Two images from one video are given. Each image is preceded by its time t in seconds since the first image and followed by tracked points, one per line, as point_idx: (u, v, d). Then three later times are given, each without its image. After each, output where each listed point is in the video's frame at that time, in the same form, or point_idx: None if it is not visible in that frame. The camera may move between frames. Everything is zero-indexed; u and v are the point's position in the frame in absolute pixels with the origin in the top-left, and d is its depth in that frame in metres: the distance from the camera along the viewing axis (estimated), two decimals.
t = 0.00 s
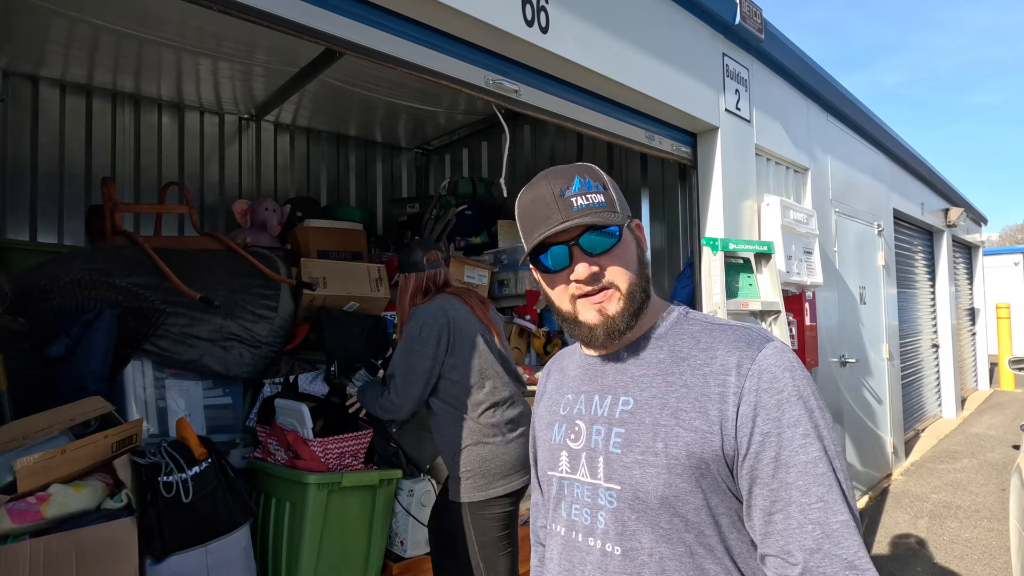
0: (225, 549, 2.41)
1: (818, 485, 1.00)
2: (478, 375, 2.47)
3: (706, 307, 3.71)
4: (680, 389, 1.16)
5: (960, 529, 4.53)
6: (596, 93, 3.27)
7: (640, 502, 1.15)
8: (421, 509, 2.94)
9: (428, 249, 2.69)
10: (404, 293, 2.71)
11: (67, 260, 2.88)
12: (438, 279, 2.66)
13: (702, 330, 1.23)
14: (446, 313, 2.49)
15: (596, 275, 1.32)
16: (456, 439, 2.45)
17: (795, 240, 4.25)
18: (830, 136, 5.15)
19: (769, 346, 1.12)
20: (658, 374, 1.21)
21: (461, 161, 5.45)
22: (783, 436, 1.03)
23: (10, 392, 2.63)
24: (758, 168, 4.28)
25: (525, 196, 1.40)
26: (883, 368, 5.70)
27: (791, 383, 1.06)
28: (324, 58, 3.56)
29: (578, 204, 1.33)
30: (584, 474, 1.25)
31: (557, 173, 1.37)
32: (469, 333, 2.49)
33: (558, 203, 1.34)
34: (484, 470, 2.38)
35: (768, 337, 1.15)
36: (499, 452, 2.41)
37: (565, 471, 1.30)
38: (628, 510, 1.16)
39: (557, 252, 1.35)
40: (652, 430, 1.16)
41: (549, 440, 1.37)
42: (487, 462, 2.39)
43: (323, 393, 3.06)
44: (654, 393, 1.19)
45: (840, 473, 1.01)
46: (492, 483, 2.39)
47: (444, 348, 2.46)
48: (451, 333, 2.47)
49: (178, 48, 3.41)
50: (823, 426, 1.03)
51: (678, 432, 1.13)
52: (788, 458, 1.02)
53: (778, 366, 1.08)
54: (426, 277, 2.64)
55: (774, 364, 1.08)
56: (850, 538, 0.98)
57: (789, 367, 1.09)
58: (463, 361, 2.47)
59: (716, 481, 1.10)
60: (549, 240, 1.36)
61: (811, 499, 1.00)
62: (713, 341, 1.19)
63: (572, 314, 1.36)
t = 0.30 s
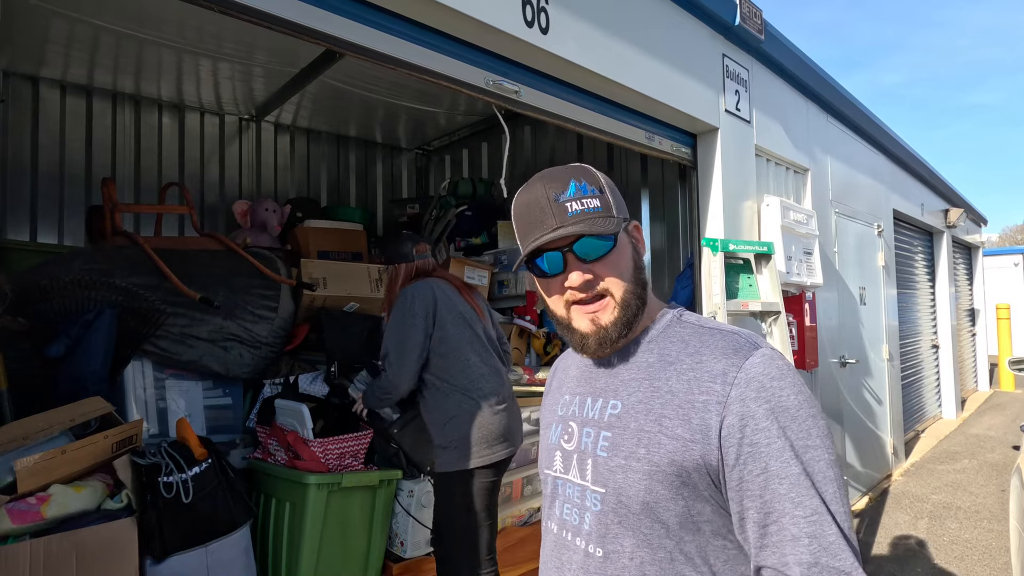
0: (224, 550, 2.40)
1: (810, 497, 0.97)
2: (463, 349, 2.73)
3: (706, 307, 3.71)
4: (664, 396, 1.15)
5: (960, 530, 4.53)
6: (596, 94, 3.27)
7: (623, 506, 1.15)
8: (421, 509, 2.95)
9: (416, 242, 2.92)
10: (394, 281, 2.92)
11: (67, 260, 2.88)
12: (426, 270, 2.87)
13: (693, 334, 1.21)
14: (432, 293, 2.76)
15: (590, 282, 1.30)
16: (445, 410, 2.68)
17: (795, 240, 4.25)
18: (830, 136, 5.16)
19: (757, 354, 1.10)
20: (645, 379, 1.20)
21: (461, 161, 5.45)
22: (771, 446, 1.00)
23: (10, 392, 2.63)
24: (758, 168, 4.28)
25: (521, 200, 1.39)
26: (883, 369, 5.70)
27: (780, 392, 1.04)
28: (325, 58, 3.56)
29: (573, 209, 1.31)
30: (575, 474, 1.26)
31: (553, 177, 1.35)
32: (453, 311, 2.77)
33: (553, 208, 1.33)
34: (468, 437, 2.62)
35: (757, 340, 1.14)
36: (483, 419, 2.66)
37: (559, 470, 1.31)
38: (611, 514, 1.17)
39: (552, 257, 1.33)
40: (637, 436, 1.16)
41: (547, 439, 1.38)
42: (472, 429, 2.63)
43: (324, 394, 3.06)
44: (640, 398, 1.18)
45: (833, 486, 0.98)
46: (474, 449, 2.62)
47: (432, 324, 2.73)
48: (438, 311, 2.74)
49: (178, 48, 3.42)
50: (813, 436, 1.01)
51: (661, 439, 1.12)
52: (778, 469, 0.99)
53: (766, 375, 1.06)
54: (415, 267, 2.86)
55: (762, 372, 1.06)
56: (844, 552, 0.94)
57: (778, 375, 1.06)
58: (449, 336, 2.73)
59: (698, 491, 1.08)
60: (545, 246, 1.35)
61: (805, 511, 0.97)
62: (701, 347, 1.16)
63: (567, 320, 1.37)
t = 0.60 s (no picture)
0: (224, 549, 2.40)
1: (799, 502, 0.97)
2: (457, 341, 2.76)
3: (706, 307, 3.71)
4: (662, 394, 1.15)
5: (960, 530, 4.53)
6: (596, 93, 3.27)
7: (617, 504, 1.15)
8: (421, 509, 2.95)
9: (405, 241, 2.93)
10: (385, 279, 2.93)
11: (67, 260, 2.88)
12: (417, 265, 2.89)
13: (695, 333, 1.20)
14: (426, 285, 2.76)
15: (591, 277, 1.31)
16: (440, 401, 2.70)
17: (795, 240, 4.25)
18: (830, 136, 5.16)
19: (755, 355, 1.09)
20: (645, 378, 1.20)
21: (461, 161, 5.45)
22: (763, 449, 1.00)
23: (10, 392, 2.63)
24: (758, 168, 4.28)
25: (526, 194, 1.39)
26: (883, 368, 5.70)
27: (777, 395, 1.03)
28: (325, 58, 3.56)
29: (577, 204, 1.31)
30: (572, 471, 1.26)
31: (558, 171, 1.35)
32: (448, 303, 2.79)
33: (557, 203, 1.33)
34: (463, 427, 2.63)
35: (756, 338, 1.14)
36: (477, 409, 2.68)
37: (557, 466, 1.32)
38: (605, 511, 1.17)
39: (554, 252, 1.34)
40: (633, 434, 1.15)
41: (547, 436, 1.38)
42: (467, 420, 2.65)
43: (323, 393, 3.06)
44: (638, 397, 1.18)
45: (821, 494, 0.99)
46: (468, 439, 2.63)
47: (428, 315, 2.74)
48: (433, 302, 2.75)
49: (178, 48, 3.42)
50: (807, 443, 1.01)
51: (656, 438, 1.12)
52: (768, 472, 1.00)
53: (764, 377, 1.05)
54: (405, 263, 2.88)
55: (760, 374, 1.06)
56: (829, 560, 0.95)
57: (777, 378, 1.05)
58: (445, 327, 2.75)
59: (690, 490, 1.08)
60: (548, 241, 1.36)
61: (792, 516, 0.97)
62: (701, 347, 1.16)
63: (568, 314, 1.37)
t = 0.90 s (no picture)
0: (224, 549, 2.40)
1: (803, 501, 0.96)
2: (456, 338, 2.77)
3: (706, 307, 3.71)
4: (660, 394, 1.15)
5: (960, 530, 4.53)
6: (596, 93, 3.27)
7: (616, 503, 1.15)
8: (421, 509, 2.95)
9: (402, 237, 2.93)
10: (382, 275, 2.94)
11: (67, 260, 2.89)
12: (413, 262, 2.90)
13: (694, 334, 1.20)
14: (426, 282, 2.77)
15: (579, 284, 1.31)
16: (438, 397, 2.70)
17: (795, 240, 4.25)
18: (830, 136, 5.16)
19: (753, 355, 1.09)
20: (643, 378, 1.20)
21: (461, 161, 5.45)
22: (763, 448, 1.00)
23: (10, 392, 2.62)
24: (758, 168, 4.28)
25: (521, 199, 1.40)
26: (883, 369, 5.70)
27: (776, 394, 1.03)
28: (325, 58, 3.56)
29: (565, 211, 1.31)
30: (568, 471, 1.27)
31: (550, 176, 1.35)
32: (448, 302, 2.80)
33: (546, 210, 1.34)
34: (461, 423, 2.64)
35: (755, 337, 1.15)
36: (475, 406, 2.68)
37: (556, 466, 1.32)
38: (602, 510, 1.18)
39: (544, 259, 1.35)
40: (631, 434, 1.16)
41: (548, 435, 1.39)
42: (465, 416, 2.65)
43: (323, 393, 3.06)
44: (636, 396, 1.18)
45: (825, 494, 0.97)
46: (466, 435, 2.63)
47: (428, 311, 2.74)
48: (433, 299, 2.76)
49: (178, 48, 3.42)
50: (809, 442, 1.00)
51: (654, 438, 1.12)
52: (770, 472, 0.98)
53: (762, 376, 1.05)
54: (403, 259, 2.89)
55: (758, 373, 1.06)
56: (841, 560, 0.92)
57: (776, 378, 1.05)
58: (445, 324, 2.76)
59: (688, 491, 1.08)
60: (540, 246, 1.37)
61: (798, 515, 0.95)
62: (700, 347, 1.16)
63: (560, 318, 1.38)
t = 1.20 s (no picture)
0: (224, 549, 2.40)
1: (781, 501, 0.97)
2: (456, 336, 2.77)
3: (706, 307, 3.71)
4: (662, 390, 1.15)
5: (960, 530, 4.53)
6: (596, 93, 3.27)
7: (613, 498, 1.15)
8: (421, 509, 2.96)
9: (400, 236, 2.95)
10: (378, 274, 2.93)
11: (67, 260, 2.89)
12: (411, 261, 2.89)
13: (700, 334, 1.19)
14: (426, 281, 2.78)
15: (575, 289, 1.31)
16: (436, 395, 2.70)
17: (795, 240, 4.25)
18: (830, 136, 5.16)
19: (754, 353, 1.08)
20: (647, 375, 1.20)
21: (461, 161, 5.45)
22: (751, 446, 1.00)
23: (10, 392, 2.63)
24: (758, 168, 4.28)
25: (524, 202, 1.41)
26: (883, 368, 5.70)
27: (772, 393, 1.02)
28: (325, 58, 3.56)
29: (561, 217, 1.31)
30: (570, 467, 1.27)
31: (550, 180, 1.35)
32: (449, 300, 2.80)
33: (544, 215, 1.34)
34: (458, 421, 2.64)
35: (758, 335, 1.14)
36: (473, 404, 2.68)
37: (558, 462, 1.32)
38: (604, 506, 1.17)
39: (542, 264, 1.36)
40: (631, 429, 1.16)
41: (552, 431, 1.38)
42: (462, 414, 2.65)
43: (323, 393, 3.07)
44: (638, 392, 1.18)
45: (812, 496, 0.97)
46: (463, 432, 2.63)
47: (428, 310, 2.74)
48: (434, 297, 2.76)
49: (178, 48, 3.41)
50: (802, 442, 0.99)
51: (652, 432, 1.12)
52: (755, 469, 0.99)
53: (761, 373, 1.04)
54: (399, 258, 2.88)
55: (756, 371, 1.05)
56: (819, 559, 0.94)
57: (774, 376, 1.04)
58: (445, 323, 2.76)
59: (687, 485, 1.09)
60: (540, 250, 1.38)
61: (769, 513, 0.97)
62: (704, 345, 1.15)
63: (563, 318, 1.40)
